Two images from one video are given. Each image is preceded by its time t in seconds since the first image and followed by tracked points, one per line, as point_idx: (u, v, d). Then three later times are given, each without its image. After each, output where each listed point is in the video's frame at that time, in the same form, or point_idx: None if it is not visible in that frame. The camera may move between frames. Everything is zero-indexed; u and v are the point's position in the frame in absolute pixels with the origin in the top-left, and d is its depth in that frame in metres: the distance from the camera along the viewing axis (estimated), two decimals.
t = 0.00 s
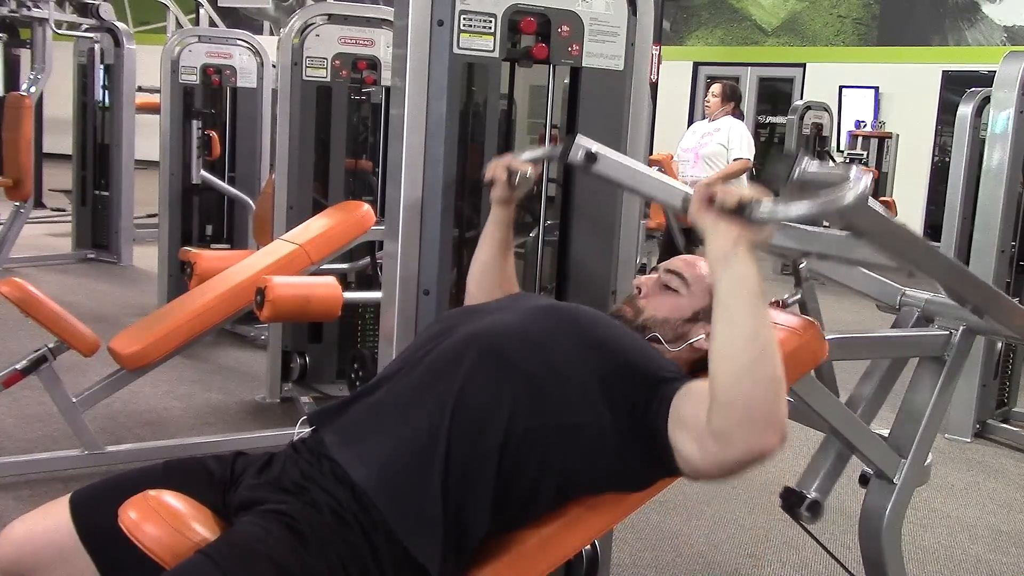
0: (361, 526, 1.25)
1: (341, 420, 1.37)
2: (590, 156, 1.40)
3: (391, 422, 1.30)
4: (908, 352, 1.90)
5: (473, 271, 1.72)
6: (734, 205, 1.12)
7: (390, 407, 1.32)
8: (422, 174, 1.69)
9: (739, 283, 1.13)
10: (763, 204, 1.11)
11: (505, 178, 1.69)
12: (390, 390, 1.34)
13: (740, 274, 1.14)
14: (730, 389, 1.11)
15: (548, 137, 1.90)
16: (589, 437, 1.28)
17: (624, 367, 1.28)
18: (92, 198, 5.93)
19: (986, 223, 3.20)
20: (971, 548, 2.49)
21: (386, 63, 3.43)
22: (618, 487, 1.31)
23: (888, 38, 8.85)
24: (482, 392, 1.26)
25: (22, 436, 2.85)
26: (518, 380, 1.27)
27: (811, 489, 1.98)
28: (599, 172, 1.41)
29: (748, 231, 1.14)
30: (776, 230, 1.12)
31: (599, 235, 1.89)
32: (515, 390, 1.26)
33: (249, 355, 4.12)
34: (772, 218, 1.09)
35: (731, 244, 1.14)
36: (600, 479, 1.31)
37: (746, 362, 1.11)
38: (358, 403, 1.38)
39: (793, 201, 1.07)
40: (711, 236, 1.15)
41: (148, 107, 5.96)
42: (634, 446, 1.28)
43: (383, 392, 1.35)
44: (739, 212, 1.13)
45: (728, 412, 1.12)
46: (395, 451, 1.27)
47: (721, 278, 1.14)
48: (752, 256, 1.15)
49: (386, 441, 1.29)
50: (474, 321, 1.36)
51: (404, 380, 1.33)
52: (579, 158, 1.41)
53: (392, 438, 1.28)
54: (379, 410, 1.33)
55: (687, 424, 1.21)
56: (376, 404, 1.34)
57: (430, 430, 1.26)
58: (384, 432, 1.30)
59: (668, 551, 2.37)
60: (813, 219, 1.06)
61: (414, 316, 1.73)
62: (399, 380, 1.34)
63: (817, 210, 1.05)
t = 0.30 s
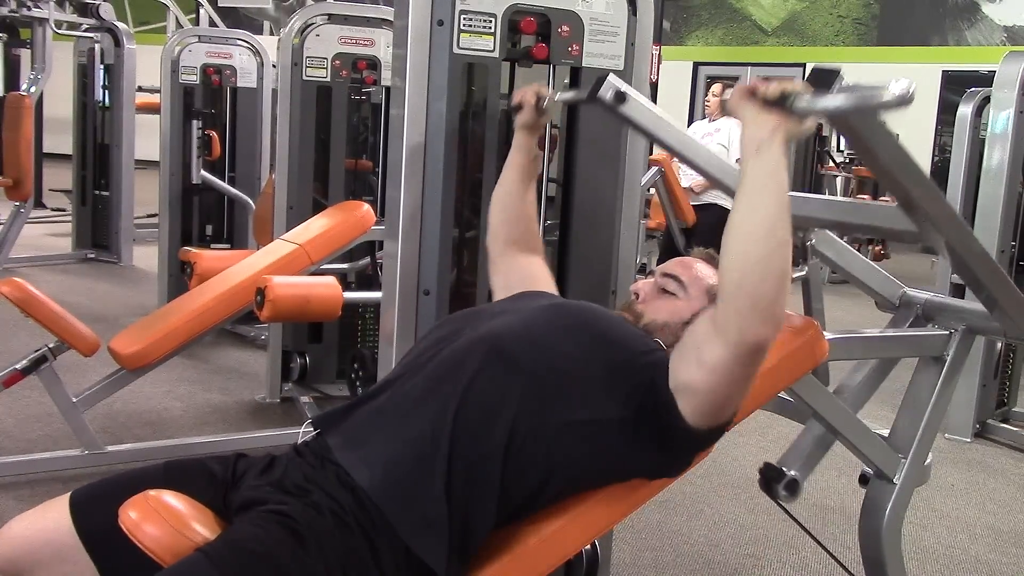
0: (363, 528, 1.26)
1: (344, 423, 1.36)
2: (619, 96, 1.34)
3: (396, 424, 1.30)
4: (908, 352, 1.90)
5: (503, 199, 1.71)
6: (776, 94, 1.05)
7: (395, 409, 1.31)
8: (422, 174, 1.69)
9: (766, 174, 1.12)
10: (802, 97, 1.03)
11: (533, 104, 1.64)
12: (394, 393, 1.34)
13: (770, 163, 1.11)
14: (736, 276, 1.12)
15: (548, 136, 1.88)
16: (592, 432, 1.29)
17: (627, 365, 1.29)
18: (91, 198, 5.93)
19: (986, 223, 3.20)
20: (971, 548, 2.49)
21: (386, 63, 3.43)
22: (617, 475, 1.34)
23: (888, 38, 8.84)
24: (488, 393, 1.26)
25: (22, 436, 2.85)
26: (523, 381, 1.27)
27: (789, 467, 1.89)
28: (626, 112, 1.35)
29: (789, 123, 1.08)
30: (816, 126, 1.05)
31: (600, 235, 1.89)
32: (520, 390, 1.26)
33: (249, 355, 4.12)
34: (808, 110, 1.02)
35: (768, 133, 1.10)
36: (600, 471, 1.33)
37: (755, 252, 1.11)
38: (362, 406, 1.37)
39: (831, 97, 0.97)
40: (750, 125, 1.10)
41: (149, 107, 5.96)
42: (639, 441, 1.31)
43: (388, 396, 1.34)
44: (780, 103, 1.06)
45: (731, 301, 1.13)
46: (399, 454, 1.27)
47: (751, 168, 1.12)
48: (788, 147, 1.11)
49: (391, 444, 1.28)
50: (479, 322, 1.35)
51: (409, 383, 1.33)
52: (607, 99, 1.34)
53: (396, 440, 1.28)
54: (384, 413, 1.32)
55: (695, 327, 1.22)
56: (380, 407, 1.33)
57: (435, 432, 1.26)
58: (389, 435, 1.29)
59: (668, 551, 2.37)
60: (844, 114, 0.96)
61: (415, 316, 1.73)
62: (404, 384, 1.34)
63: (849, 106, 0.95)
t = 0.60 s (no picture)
0: (375, 537, 1.26)
1: (344, 430, 1.36)
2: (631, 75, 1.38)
3: (396, 431, 1.30)
4: (908, 352, 1.91)
5: (518, 180, 1.72)
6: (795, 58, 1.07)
7: (394, 417, 1.31)
8: (422, 174, 1.69)
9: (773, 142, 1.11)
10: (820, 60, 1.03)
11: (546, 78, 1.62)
12: (393, 399, 1.33)
13: (778, 132, 1.11)
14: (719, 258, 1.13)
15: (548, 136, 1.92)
16: (592, 433, 1.29)
17: (626, 363, 1.30)
18: (92, 198, 5.93)
19: (986, 222, 3.20)
20: (971, 548, 2.49)
21: (386, 63, 3.43)
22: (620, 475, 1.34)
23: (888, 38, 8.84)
24: (488, 397, 1.26)
25: (22, 436, 2.85)
26: (523, 384, 1.27)
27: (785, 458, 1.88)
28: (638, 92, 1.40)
29: (803, 91, 1.08)
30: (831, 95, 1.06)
31: (599, 235, 1.90)
32: (520, 395, 1.26)
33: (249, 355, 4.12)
34: (827, 72, 1.03)
35: (784, 98, 1.09)
36: (603, 471, 1.33)
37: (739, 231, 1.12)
38: (361, 411, 1.37)
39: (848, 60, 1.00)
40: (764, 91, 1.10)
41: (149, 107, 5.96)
42: (642, 438, 1.32)
43: (386, 402, 1.34)
44: (797, 67, 1.07)
45: (719, 266, 1.13)
46: (403, 462, 1.27)
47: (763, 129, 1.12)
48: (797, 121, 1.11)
49: (393, 452, 1.28)
50: (474, 326, 1.36)
51: (407, 389, 1.33)
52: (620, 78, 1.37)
53: (399, 448, 1.28)
54: (383, 420, 1.32)
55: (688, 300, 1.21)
56: (379, 415, 1.33)
57: (436, 438, 1.26)
58: (390, 443, 1.29)
59: (669, 551, 2.37)
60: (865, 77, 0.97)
61: (414, 316, 1.73)
62: (404, 389, 1.34)
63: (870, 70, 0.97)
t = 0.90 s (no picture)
0: (370, 538, 1.26)
1: (334, 430, 1.36)
2: (580, 182, 1.26)
3: (383, 431, 1.30)
4: (908, 351, 1.91)
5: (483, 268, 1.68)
6: (721, 254, 1.12)
7: (382, 417, 1.31)
8: (422, 174, 1.69)
9: (724, 334, 1.13)
10: (752, 251, 1.09)
11: (496, 212, 1.67)
12: (380, 399, 1.33)
13: (726, 326, 1.13)
14: (700, 468, 1.10)
15: (548, 137, 1.88)
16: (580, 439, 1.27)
17: (616, 368, 1.27)
18: (92, 198, 5.93)
19: (986, 222, 3.20)
20: (971, 548, 2.49)
21: (386, 63, 3.43)
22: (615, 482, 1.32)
23: (888, 38, 8.85)
24: (474, 399, 1.26)
25: (22, 436, 2.85)
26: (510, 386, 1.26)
27: (821, 497, 1.98)
28: (591, 199, 1.26)
29: (734, 282, 1.14)
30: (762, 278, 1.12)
31: (599, 236, 1.90)
32: (508, 396, 1.26)
33: (249, 355, 4.12)
34: (760, 268, 1.08)
35: (717, 294, 1.14)
36: (596, 485, 1.29)
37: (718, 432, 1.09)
38: (352, 411, 1.37)
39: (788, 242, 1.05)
40: (698, 282, 1.15)
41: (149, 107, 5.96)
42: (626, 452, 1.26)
43: (375, 400, 1.34)
44: (727, 261, 1.13)
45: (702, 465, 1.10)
46: (391, 462, 1.27)
47: (706, 326, 1.14)
48: (738, 307, 1.15)
49: (382, 452, 1.28)
50: (463, 324, 1.36)
51: (395, 388, 1.33)
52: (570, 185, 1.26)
53: (387, 449, 1.28)
54: (371, 420, 1.32)
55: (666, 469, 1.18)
56: (367, 414, 1.33)
57: (424, 437, 1.26)
58: (378, 443, 1.29)
59: (669, 551, 2.37)
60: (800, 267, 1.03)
61: (414, 316, 1.73)
62: (392, 387, 1.33)
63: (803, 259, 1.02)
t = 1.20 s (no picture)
0: (372, 542, 1.26)
1: (338, 433, 1.36)
2: (569, 213, 1.57)
3: (387, 433, 1.30)
4: (908, 351, 1.90)
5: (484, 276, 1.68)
6: (710, 306, 1.11)
7: (384, 420, 1.31)
8: (422, 174, 1.69)
9: (715, 388, 1.12)
10: (740, 307, 1.10)
11: (488, 250, 1.65)
12: (383, 402, 1.33)
13: (717, 379, 1.13)
14: (699, 512, 1.09)
15: (548, 137, 1.88)
16: (583, 441, 1.27)
17: (617, 369, 1.27)
18: (92, 198, 5.93)
19: (986, 222, 3.20)
20: (971, 548, 2.49)
21: (385, 63, 3.43)
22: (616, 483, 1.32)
23: (888, 38, 8.86)
24: (476, 401, 1.27)
25: (22, 436, 2.85)
26: (511, 388, 1.27)
27: (830, 504, 1.95)
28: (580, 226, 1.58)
29: (724, 334, 1.13)
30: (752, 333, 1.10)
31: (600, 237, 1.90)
32: (510, 398, 1.27)
33: (249, 355, 4.12)
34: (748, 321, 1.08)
35: (708, 346, 1.13)
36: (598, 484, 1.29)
37: (716, 475, 1.09)
38: (354, 414, 1.37)
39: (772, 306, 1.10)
40: (689, 338, 1.14)
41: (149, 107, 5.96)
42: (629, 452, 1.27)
43: (377, 403, 1.34)
44: (716, 314, 1.12)
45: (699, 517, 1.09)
46: (395, 463, 1.27)
47: (698, 381, 1.13)
48: (729, 359, 1.14)
49: (385, 455, 1.28)
50: (464, 326, 1.36)
51: (397, 390, 1.33)
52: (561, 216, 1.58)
53: (390, 451, 1.28)
54: (374, 422, 1.32)
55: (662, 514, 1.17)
56: (370, 417, 1.33)
57: (427, 439, 1.27)
58: (381, 446, 1.29)
59: (669, 551, 2.37)
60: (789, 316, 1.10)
61: (414, 317, 1.73)
62: (395, 390, 1.34)
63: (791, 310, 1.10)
